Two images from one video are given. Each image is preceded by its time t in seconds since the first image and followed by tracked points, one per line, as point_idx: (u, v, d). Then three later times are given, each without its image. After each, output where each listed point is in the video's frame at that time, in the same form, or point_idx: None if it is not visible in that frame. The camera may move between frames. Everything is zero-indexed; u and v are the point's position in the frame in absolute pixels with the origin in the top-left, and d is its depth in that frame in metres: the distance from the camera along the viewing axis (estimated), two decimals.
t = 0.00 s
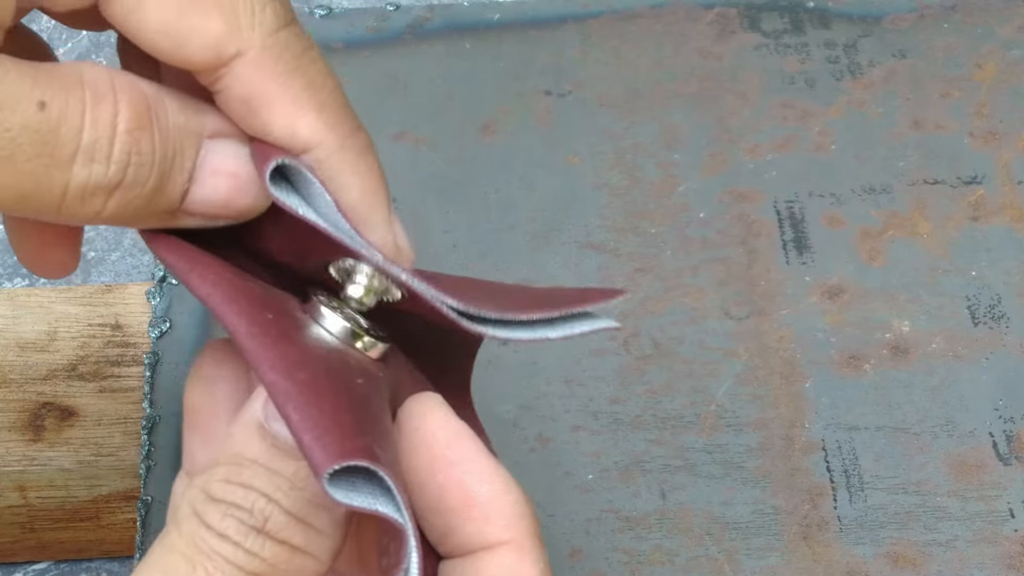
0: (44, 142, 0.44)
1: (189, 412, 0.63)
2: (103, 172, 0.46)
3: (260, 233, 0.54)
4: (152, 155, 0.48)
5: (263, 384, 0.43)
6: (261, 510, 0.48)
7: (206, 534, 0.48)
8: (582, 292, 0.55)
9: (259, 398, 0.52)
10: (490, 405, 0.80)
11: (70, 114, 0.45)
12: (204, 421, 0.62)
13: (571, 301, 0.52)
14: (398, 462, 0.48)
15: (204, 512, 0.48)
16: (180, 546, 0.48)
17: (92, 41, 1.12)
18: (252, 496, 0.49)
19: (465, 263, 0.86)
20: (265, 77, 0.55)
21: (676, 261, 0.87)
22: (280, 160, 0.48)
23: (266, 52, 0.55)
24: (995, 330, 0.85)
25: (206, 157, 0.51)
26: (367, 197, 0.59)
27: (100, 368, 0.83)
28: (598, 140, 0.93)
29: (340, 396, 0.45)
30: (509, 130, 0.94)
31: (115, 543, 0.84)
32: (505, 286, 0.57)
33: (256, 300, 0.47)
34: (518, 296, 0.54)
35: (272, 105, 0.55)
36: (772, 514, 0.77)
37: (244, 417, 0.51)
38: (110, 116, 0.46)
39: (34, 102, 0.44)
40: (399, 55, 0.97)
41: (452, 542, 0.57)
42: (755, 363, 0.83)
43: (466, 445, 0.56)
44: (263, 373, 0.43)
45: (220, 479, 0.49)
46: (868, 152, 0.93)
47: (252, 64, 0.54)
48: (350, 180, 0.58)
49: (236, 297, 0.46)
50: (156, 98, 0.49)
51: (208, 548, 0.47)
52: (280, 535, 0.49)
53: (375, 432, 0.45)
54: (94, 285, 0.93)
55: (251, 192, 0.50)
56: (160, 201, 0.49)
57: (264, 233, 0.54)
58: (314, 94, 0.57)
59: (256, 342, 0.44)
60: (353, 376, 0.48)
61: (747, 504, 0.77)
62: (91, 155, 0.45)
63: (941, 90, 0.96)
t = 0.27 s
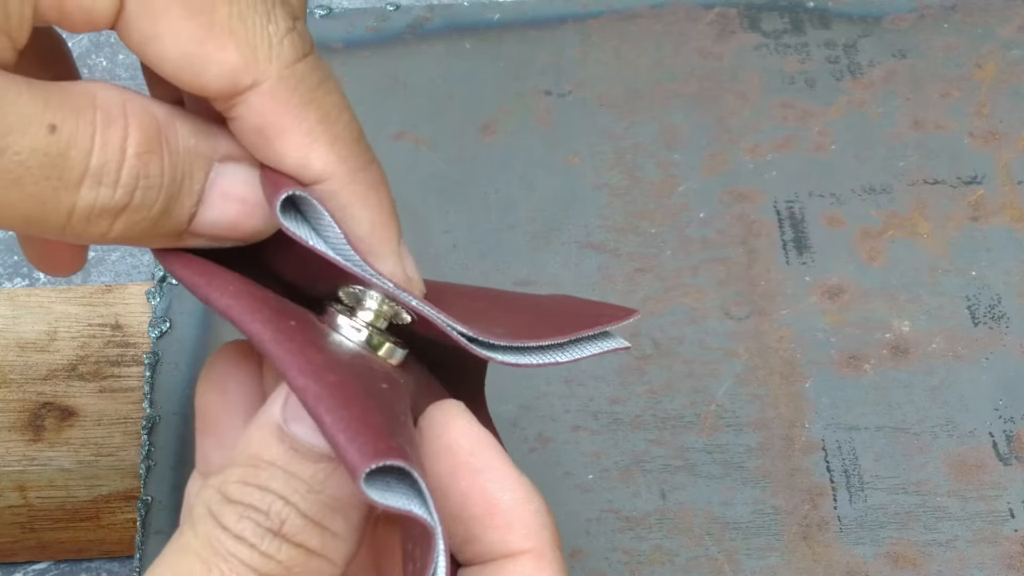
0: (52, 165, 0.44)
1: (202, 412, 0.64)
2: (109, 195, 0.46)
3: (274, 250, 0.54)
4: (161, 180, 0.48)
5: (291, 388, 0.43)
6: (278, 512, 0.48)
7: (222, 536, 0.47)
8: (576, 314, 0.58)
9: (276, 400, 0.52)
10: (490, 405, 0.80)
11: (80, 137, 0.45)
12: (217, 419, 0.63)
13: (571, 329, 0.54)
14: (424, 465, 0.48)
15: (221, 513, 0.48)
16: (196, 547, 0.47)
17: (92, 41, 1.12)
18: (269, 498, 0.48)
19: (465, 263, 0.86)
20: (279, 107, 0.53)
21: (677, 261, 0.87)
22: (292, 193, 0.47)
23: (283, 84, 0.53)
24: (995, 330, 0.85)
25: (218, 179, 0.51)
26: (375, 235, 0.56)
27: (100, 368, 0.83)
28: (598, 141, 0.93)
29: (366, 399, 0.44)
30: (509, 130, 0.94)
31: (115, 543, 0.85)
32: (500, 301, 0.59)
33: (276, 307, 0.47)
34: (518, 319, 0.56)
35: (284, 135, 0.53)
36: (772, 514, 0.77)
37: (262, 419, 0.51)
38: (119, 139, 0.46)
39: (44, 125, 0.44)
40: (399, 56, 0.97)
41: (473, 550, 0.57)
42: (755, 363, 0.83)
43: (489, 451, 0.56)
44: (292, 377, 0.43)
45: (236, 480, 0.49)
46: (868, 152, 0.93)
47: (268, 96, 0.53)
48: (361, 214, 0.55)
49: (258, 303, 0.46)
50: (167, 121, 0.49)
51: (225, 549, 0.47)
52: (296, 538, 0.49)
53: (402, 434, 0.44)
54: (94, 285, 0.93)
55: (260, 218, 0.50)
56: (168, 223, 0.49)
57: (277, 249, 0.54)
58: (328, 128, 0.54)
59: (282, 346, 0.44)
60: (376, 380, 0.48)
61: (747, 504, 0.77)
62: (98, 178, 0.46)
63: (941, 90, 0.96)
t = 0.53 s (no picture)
0: (44, 149, 0.44)
1: (196, 402, 0.65)
2: (101, 182, 0.46)
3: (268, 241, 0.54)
4: (153, 168, 0.48)
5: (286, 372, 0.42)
6: (272, 496, 0.48)
7: (216, 521, 0.47)
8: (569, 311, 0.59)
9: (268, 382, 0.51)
10: (490, 405, 0.80)
11: (73, 122, 0.45)
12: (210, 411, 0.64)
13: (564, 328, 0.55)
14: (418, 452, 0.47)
15: (213, 498, 0.47)
16: (188, 532, 0.47)
17: (92, 40, 1.12)
18: (263, 483, 0.48)
19: (464, 263, 0.87)
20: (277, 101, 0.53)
21: (676, 261, 0.87)
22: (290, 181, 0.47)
23: (281, 72, 0.53)
24: (995, 330, 0.85)
25: (210, 169, 0.51)
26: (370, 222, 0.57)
27: (100, 368, 0.82)
28: (598, 140, 0.93)
29: (362, 383, 0.44)
30: (509, 130, 0.94)
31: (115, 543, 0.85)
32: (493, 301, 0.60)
33: (270, 295, 0.47)
34: (511, 319, 0.57)
35: (281, 125, 0.53)
36: (772, 514, 0.77)
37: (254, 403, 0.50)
38: (112, 126, 0.46)
39: (36, 110, 0.44)
40: (399, 56, 0.97)
41: (469, 532, 0.57)
42: (755, 363, 0.83)
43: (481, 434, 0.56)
44: (287, 361, 0.42)
45: (229, 465, 0.49)
46: (868, 152, 0.93)
47: (264, 84, 0.53)
48: (353, 207, 0.56)
49: (251, 291, 0.46)
50: (161, 110, 0.49)
51: (218, 533, 0.46)
52: (290, 523, 0.48)
53: (398, 419, 0.44)
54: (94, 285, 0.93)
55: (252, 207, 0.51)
56: (159, 213, 0.49)
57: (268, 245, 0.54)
58: (324, 116, 0.55)
59: (277, 332, 0.44)
60: (371, 368, 0.48)
61: (747, 504, 0.77)
62: (90, 165, 0.46)
63: (941, 90, 0.96)
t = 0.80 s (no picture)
0: (56, 175, 0.45)
1: (199, 408, 0.65)
2: (109, 206, 0.47)
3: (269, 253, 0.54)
4: (164, 191, 0.49)
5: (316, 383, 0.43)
6: (288, 504, 0.48)
7: (232, 527, 0.47)
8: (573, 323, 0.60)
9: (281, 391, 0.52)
10: (490, 405, 0.80)
11: (86, 147, 0.45)
12: (215, 417, 0.64)
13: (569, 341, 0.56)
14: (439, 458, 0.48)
15: (228, 505, 0.48)
16: (203, 539, 0.47)
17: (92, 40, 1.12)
18: (279, 491, 0.48)
19: (464, 263, 0.87)
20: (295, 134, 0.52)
21: (676, 261, 0.87)
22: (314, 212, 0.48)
23: (300, 107, 0.52)
24: (995, 330, 0.85)
25: (223, 188, 0.51)
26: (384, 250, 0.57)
27: (99, 368, 0.82)
28: (598, 141, 0.93)
29: (390, 392, 0.45)
30: (510, 130, 0.94)
31: (115, 543, 0.85)
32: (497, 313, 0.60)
33: (294, 304, 0.47)
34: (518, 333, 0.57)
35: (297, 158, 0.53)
36: (772, 514, 0.77)
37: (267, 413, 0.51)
38: (125, 150, 0.47)
39: (51, 137, 0.44)
40: (399, 56, 0.97)
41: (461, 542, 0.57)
42: (755, 363, 0.83)
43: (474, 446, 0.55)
44: (318, 372, 0.43)
45: (243, 472, 0.49)
46: (868, 152, 0.93)
47: (283, 118, 0.52)
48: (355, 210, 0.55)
49: (278, 301, 0.46)
50: (175, 133, 0.50)
51: (233, 541, 0.47)
52: (306, 530, 0.49)
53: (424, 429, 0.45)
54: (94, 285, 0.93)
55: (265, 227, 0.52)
56: (167, 232, 0.50)
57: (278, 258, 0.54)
58: (342, 149, 0.54)
59: (306, 342, 0.44)
60: (394, 374, 0.48)
61: (747, 503, 0.77)
62: (101, 189, 0.46)
63: (941, 90, 0.96)
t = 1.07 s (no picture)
0: (58, 150, 0.45)
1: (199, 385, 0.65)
2: (110, 179, 0.47)
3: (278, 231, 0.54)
4: (165, 163, 0.49)
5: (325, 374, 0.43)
6: (293, 476, 0.49)
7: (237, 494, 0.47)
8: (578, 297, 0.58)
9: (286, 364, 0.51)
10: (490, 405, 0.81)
11: (89, 123, 0.46)
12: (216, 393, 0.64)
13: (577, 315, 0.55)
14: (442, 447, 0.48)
15: (231, 474, 0.48)
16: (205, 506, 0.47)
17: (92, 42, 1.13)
18: (284, 464, 0.49)
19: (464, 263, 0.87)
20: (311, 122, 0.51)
21: (677, 261, 0.87)
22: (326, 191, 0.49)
23: (314, 94, 0.51)
24: (995, 330, 0.85)
25: (231, 163, 0.52)
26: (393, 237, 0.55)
27: (99, 368, 0.82)
28: (598, 141, 0.93)
29: (397, 384, 0.45)
30: (510, 130, 0.94)
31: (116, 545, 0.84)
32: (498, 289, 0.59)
33: (300, 289, 0.47)
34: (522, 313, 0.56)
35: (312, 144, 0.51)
36: (772, 514, 0.77)
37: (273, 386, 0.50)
38: (127, 124, 0.47)
39: (54, 113, 0.45)
40: (399, 56, 0.97)
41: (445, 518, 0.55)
42: (755, 363, 0.83)
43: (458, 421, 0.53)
44: (325, 364, 0.43)
45: (247, 444, 0.49)
46: (867, 152, 0.93)
47: (296, 106, 0.50)
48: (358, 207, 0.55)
49: (283, 288, 0.46)
50: (178, 105, 0.49)
51: (234, 508, 0.47)
52: (311, 503, 0.49)
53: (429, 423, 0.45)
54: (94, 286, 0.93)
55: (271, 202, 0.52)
56: (169, 202, 0.50)
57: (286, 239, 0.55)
58: (357, 135, 0.53)
59: (312, 332, 0.44)
60: (400, 362, 0.48)
61: (747, 503, 0.77)
62: (102, 163, 0.47)
63: (941, 90, 0.96)
